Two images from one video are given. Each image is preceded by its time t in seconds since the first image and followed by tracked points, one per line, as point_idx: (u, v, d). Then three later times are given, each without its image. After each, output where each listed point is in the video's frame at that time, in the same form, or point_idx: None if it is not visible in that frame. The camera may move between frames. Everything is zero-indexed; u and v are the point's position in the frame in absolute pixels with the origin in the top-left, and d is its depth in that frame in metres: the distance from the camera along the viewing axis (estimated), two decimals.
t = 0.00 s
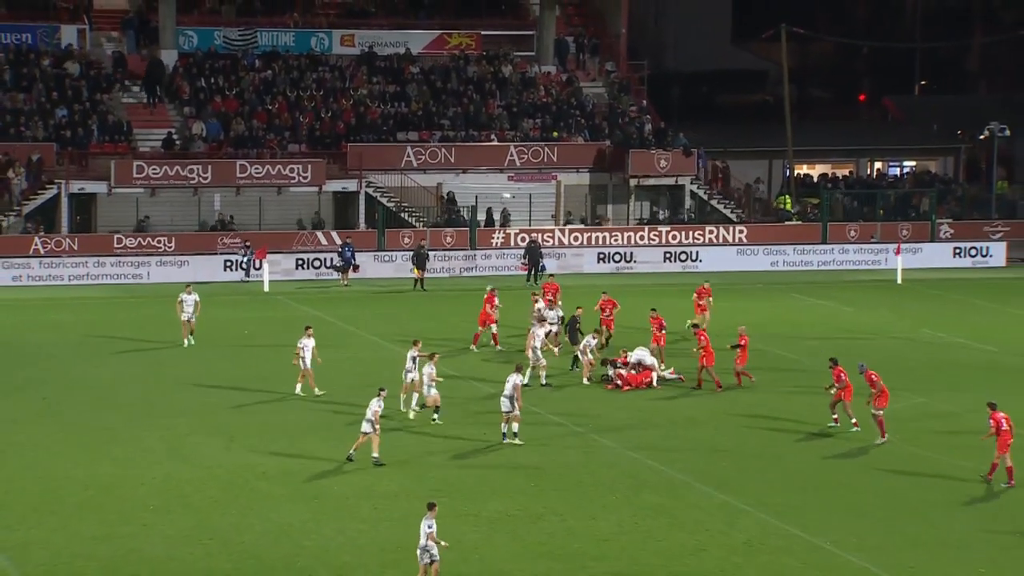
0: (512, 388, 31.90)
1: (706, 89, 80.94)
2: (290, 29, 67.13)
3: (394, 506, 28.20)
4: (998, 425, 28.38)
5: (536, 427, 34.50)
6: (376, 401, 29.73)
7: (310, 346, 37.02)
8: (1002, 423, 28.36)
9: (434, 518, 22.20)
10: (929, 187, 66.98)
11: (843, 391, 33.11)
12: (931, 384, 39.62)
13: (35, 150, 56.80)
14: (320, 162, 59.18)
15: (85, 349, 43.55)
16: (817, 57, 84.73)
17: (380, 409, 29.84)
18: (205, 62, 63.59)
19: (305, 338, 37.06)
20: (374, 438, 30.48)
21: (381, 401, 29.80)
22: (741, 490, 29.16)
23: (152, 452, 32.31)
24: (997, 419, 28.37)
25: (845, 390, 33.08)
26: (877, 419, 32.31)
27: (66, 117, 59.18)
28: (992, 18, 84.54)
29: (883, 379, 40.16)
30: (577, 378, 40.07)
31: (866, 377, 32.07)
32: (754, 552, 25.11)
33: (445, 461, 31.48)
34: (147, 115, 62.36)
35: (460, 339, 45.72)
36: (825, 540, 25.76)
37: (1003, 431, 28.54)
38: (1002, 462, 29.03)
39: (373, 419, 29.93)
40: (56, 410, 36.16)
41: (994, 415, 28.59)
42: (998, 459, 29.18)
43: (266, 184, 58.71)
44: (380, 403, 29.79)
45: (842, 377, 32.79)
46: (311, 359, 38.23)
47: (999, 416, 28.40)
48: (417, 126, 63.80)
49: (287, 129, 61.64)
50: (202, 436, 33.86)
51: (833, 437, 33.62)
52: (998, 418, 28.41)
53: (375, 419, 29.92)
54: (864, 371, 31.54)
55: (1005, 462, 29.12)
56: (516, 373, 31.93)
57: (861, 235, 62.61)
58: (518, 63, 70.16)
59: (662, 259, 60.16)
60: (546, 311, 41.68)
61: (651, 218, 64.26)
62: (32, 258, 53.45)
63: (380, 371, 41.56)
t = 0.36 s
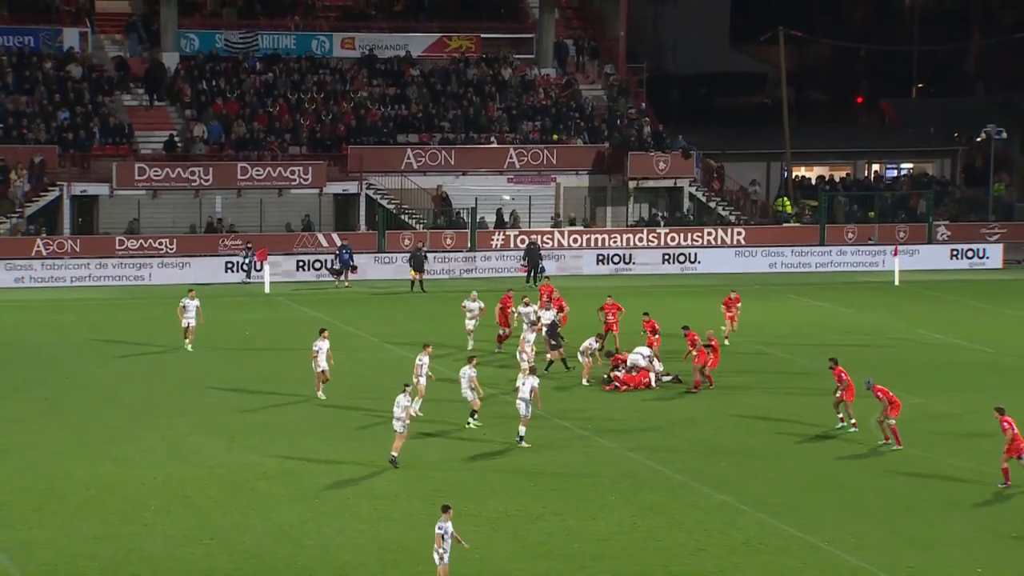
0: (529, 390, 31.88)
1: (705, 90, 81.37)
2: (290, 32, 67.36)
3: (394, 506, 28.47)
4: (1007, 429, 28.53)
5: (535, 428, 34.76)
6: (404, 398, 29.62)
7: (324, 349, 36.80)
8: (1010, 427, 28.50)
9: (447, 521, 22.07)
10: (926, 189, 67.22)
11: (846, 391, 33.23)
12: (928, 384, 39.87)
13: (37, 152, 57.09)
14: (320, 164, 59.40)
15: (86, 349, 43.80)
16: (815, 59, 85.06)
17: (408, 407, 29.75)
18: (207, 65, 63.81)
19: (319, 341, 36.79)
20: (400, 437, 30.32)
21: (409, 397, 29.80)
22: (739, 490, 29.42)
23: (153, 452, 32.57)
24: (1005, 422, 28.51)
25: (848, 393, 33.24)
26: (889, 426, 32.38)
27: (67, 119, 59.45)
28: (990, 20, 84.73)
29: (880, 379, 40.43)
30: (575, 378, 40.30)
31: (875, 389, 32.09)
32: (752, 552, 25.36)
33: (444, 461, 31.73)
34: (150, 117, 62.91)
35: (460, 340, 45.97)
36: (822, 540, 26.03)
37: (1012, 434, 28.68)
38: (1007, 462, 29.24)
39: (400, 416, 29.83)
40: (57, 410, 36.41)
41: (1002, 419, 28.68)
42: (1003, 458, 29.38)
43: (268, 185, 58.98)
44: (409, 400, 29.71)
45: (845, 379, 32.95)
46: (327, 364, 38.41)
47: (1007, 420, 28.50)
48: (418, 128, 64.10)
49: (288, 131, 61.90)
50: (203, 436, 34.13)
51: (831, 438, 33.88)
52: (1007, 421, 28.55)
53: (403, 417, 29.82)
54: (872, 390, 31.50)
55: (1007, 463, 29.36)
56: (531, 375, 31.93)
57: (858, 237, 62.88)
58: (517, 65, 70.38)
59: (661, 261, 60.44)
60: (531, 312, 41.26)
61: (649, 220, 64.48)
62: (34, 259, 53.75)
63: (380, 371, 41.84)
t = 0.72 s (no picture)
0: (538, 392, 31.81)
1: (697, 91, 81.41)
2: (283, 32, 67.34)
3: (387, 505, 28.47)
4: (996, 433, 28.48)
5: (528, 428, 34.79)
6: (416, 411, 29.29)
7: (332, 351, 36.72)
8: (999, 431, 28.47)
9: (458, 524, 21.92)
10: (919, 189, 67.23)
11: (828, 391, 33.50)
12: (920, 384, 39.97)
13: (30, 152, 56.79)
14: (313, 164, 59.33)
15: (78, 349, 43.74)
16: (807, 58, 84.96)
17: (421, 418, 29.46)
18: (199, 64, 63.57)
19: (326, 344, 36.73)
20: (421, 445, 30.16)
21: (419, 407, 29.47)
22: (732, 489, 29.45)
23: (145, 452, 32.52)
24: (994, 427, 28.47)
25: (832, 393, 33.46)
26: (882, 426, 32.48)
27: (60, 119, 59.29)
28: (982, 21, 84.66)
29: (872, 379, 40.53)
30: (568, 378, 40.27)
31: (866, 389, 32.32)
32: (744, 552, 25.38)
33: (437, 460, 31.77)
34: (142, 117, 62.98)
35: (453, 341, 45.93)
36: (814, 539, 26.07)
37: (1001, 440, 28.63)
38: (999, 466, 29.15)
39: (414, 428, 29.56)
40: (49, 410, 36.33)
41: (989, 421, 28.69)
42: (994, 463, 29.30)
43: (261, 186, 58.94)
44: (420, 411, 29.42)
45: (825, 377, 33.27)
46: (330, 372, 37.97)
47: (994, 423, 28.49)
48: (411, 129, 64.10)
49: (281, 131, 61.81)
50: (196, 436, 34.11)
51: (825, 437, 33.93)
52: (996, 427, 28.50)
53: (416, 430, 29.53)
54: (863, 386, 31.84)
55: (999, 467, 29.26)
56: (540, 377, 31.80)
57: (852, 238, 63.29)
58: (511, 65, 70.34)
59: (653, 261, 60.47)
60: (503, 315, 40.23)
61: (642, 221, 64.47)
62: (26, 260, 53.55)
63: (373, 371, 41.85)
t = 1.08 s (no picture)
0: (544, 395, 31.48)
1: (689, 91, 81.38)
2: (275, 32, 67.35)
3: (379, 505, 28.46)
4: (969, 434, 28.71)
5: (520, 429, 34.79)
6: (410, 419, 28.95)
7: (333, 356, 36.38)
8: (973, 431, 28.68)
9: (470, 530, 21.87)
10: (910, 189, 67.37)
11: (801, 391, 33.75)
12: (911, 384, 40.06)
13: (21, 152, 56.78)
14: (304, 165, 59.27)
15: (70, 350, 43.65)
16: (798, 59, 85.15)
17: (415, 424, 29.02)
18: (191, 65, 63.70)
19: (328, 348, 36.43)
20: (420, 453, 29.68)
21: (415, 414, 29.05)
22: (724, 489, 29.49)
23: (137, 453, 32.47)
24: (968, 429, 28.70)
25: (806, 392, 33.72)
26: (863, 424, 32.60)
27: (51, 119, 59.19)
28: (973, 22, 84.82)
29: (864, 379, 40.60)
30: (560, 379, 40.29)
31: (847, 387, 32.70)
32: (736, 552, 25.40)
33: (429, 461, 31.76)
34: (133, 117, 62.90)
35: (446, 341, 45.94)
36: (806, 539, 26.10)
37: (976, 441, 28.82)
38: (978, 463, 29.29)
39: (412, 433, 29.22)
40: (42, 411, 36.26)
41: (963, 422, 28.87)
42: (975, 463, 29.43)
43: (252, 186, 58.83)
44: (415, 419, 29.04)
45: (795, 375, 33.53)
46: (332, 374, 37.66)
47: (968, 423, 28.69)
48: (403, 129, 64.13)
49: (272, 132, 61.79)
50: (188, 437, 34.07)
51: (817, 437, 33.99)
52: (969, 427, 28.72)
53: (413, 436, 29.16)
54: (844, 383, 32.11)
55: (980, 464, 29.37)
56: (546, 380, 31.38)
57: (842, 237, 62.86)
58: (503, 65, 70.37)
59: (645, 262, 60.54)
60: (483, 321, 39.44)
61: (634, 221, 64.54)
62: (17, 260, 53.56)
63: (365, 371, 41.84)
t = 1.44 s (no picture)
0: (552, 398, 31.59)
1: (687, 93, 81.35)
2: (272, 35, 67.42)
3: (376, 507, 28.46)
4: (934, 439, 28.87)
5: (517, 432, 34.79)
6: (397, 420, 28.41)
7: (343, 360, 36.07)
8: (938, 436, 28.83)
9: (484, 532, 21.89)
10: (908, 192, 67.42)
11: (770, 391, 33.83)
12: (907, 385, 40.11)
13: (18, 154, 56.57)
14: (302, 167, 59.29)
15: (67, 352, 43.58)
16: (796, 61, 85.13)
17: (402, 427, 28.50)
18: (189, 67, 63.70)
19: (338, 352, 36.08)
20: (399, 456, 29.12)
21: (402, 417, 28.50)
22: (720, 492, 29.50)
23: (134, 456, 32.43)
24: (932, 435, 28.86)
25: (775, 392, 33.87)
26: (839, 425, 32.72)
27: (48, 122, 59.17)
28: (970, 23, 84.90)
29: (861, 380, 40.65)
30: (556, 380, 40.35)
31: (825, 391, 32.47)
32: (732, 554, 25.43)
33: (427, 463, 31.75)
34: (130, 119, 62.83)
35: (442, 344, 45.98)
36: (802, 541, 26.13)
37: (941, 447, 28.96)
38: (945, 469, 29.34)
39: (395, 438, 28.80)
40: (39, 414, 36.21)
41: (927, 430, 29.12)
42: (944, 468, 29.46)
43: (249, 189, 58.84)
44: (402, 420, 28.51)
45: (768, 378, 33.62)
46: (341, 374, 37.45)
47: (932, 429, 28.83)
48: (400, 131, 64.17)
49: (270, 134, 61.78)
50: (186, 440, 34.03)
51: (815, 439, 34.04)
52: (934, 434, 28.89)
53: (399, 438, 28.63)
54: (820, 391, 32.02)
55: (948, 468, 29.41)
56: (556, 384, 31.70)
57: (840, 240, 62.85)
58: (500, 67, 70.36)
59: (644, 263, 60.71)
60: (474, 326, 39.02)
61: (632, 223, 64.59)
62: (15, 262, 53.56)
63: (363, 373, 41.84)
